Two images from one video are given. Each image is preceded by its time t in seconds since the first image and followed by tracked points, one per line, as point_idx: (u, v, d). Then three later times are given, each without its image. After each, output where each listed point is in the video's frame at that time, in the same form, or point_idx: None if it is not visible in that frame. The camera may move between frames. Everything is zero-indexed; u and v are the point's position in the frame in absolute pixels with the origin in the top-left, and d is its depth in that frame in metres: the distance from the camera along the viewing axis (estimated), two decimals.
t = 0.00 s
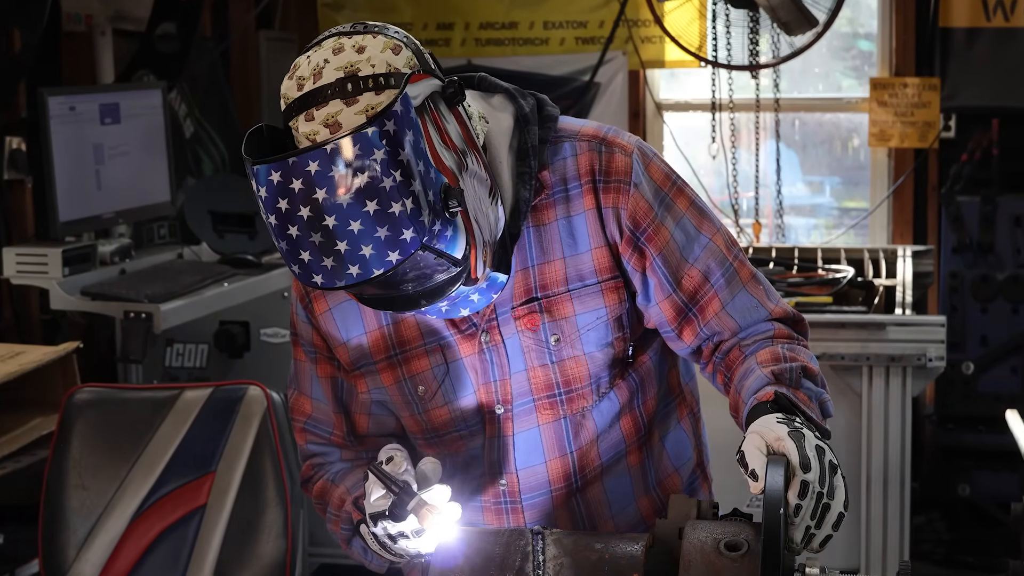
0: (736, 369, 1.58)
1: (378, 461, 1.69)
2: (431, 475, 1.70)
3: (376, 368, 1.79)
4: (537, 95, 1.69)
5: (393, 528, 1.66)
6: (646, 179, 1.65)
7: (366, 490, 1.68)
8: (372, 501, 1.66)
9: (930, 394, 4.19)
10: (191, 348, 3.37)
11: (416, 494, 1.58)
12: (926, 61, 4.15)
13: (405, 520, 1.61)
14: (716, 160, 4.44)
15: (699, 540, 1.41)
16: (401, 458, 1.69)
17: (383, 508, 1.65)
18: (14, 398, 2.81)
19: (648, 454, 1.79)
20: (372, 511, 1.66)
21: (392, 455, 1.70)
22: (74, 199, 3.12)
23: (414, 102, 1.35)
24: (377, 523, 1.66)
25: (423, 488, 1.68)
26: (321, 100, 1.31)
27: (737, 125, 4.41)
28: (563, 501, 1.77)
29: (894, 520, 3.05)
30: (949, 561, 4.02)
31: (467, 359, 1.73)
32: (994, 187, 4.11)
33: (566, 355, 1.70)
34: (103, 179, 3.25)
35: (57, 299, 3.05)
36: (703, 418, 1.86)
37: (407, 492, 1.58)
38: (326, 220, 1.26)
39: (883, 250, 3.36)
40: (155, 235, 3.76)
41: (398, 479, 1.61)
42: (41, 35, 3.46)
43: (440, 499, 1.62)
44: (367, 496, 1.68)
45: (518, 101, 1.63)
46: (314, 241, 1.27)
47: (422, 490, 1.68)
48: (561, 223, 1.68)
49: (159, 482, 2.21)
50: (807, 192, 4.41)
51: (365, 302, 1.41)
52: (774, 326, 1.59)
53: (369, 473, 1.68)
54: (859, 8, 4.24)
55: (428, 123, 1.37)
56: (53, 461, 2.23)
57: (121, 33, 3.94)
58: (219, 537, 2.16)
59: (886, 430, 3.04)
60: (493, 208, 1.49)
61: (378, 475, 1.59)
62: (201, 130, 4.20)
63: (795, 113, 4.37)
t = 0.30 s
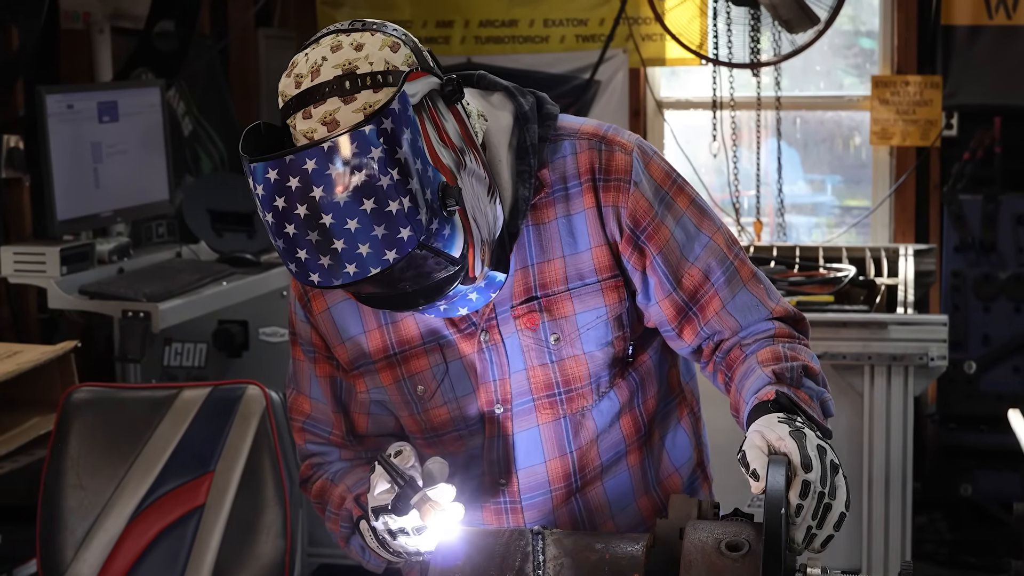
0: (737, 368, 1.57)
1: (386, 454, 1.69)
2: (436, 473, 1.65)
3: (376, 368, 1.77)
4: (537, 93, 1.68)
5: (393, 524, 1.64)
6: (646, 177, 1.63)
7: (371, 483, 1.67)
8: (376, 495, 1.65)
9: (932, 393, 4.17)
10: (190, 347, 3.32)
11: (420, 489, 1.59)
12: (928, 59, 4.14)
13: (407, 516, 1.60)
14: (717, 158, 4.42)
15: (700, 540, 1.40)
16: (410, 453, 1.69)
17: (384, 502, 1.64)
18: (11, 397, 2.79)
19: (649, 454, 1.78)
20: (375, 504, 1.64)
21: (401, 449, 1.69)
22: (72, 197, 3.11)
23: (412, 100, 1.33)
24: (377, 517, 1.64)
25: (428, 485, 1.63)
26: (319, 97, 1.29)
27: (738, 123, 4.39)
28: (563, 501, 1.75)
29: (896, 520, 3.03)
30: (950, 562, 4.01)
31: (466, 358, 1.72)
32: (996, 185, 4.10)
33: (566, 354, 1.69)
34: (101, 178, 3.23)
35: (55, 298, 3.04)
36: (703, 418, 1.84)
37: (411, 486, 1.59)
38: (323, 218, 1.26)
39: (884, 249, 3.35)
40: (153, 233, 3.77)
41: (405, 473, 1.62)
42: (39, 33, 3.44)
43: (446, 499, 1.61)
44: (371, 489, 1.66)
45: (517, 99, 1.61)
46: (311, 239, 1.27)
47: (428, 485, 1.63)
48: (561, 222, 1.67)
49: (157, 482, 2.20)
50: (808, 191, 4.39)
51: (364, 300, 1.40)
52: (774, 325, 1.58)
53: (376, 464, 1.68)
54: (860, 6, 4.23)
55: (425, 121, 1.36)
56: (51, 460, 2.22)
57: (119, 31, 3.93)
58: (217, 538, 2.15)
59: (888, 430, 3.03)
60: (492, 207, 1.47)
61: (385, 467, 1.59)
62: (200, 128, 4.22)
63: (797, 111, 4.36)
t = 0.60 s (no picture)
0: (738, 368, 1.57)
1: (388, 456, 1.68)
2: (439, 475, 1.61)
3: (375, 368, 1.76)
4: (536, 92, 1.67)
5: (394, 525, 1.62)
6: (646, 175, 1.62)
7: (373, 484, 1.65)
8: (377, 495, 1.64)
9: (934, 392, 4.16)
10: (189, 346, 3.32)
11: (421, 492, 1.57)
12: (930, 56, 4.12)
13: (407, 517, 1.59)
14: (718, 156, 4.41)
15: (700, 540, 1.39)
16: (412, 455, 1.68)
17: (386, 503, 1.62)
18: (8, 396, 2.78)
19: (649, 453, 1.76)
20: (376, 504, 1.62)
21: (403, 450, 1.68)
22: (70, 196, 3.09)
23: (408, 99, 1.32)
24: (378, 518, 1.63)
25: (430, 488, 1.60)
26: (315, 96, 1.28)
27: (739, 121, 4.38)
28: (562, 501, 1.74)
29: (898, 520, 3.02)
30: (952, 561, 4.00)
31: (466, 357, 1.70)
32: (998, 184, 4.10)
33: (565, 353, 1.68)
34: (99, 176, 3.22)
35: (53, 297, 3.02)
36: (703, 417, 1.83)
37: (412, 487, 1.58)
38: (319, 218, 1.25)
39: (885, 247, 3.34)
40: (150, 232, 3.76)
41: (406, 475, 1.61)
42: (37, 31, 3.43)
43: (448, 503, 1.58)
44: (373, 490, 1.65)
45: (516, 98, 1.60)
46: (306, 239, 1.26)
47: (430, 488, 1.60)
48: (561, 221, 1.66)
49: (155, 482, 2.19)
50: (810, 190, 4.38)
51: (363, 299, 1.39)
52: (775, 325, 1.57)
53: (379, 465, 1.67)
54: (862, 3, 4.22)
55: (422, 119, 1.34)
56: (49, 460, 2.21)
57: (117, 28, 3.91)
58: (216, 537, 2.14)
59: (890, 429, 3.02)
60: (489, 206, 1.46)
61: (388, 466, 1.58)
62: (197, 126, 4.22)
63: (798, 109, 4.34)
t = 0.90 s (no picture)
0: (739, 367, 1.56)
1: (390, 455, 1.65)
2: (441, 476, 1.63)
3: (375, 368, 1.74)
4: (536, 90, 1.66)
5: (394, 525, 1.61)
6: (647, 174, 1.61)
7: (374, 484, 1.65)
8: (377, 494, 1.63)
9: (935, 391, 4.15)
10: (188, 345, 3.34)
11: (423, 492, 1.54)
12: (932, 54, 4.11)
13: (408, 517, 1.57)
14: (719, 155, 4.40)
15: (701, 540, 1.38)
16: (415, 454, 1.65)
17: (386, 503, 1.61)
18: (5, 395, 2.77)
19: (649, 453, 1.75)
20: (376, 504, 1.61)
21: (405, 450, 1.66)
22: (68, 194, 3.08)
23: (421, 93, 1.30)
24: (378, 518, 1.61)
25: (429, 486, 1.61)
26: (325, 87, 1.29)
27: (740, 120, 4.36)
28: (562, 501, 1.73)
29: (899, 520, 3.01)
30: (955, 562, 3.98)
31: (465, 357, 1.69)
32: (1001, 182, 4.09)
33: (565, 353, 1.67)
34: (97, 175, 3.21)
35: (51, 296, 3.01)
36: (704, 417, 1.82)
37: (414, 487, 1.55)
38: (330, 209, 1.25)
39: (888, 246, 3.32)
40: (149, 231, 3.76)
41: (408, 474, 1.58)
42: (35, 29, 3.42)
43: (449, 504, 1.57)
44: (374, 488, 1.63)
45: (516, 96, 1.59)
46: (316, 229, 1.26)
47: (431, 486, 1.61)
48: (561, 220, 1.65)
49: (154, 482, 2.18)
50: (811, 188, 4.37)
51: (365, 295, 1.38)
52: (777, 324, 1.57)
53: (381, 463, 1.64)
54: (864, 1, 4.20)
55: (435, 114, 1.31)
56: (47, 460, 2.20)
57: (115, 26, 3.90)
58: (214, 538, 2.13)
59: (892, 429, 3.01)
60: (492, 204, 1.45)
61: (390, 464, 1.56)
62: (196, 124, 4.21)
63: (799, 107, 4.32)
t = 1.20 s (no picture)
0: (740, 367, 1.54)
1: (389, 455, 1.64)
2: (440, 478, 1.59)
3: (374, 366, 1.73)
4: (537, 88, 1.65)
5: (394, 526, 1.59)
6: (648, 173, 1.60)
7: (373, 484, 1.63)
8: (376, 494, 1.61)
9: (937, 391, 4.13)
10: (186, 344, 3.34)
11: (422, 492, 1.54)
12: (933, 51, 4.10)
13: (407, 517, 1.56)
14: (720, 153, 4.39)
15: (702, 540, 1.36)
16: (414, 455, 1.64)
17: (385, 503, 1.59)
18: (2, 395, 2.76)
19: (649, 454, 1.74)
20: (375, 505, 1.60)
21: (404, 451, 1.64)
22: (66, 193, 3.07)
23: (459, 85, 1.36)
24: (377, 519, 1.60)
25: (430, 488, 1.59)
26: (357, 71, 1.32)
27: (741, 118, 4.35)
28: (562, 500, 1.72)
29: (901, 520, 3.00)
30: (957, 562, 3.97)
31: (465, 355, 1.67)
32: (1003, 180, 4.08)
33: (565, 352, 1.65)
34: (95, 173, 3.20)
35: (49, 294, 3.00)
36: (705, 417, 1.81)
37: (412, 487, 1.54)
38: (364, 191, 1.30)
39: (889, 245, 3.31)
40: (148, 230, 3.75)
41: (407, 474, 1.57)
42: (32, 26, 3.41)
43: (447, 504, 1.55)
44: (374, 489, 1.62)
45: (516, 93, 1.59)
46: (346, 211, 1.31)
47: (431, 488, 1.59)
48: (562, 218, 1.63)
49: (152, 482, 2.17)
50: (813, 186, 4.35)
51: (367, 284, 1.39)
52: (778, 323, 1.56)
53: (380, 464, 1.63)
54: None
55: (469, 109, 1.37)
56: (45, 459, 2.19)
57: (113, 24, 3.89)
58: (213, 538, 2.11)
59: (893, 428, 3.00)
60: (498, 203, 1.46)
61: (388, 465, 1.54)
62: (195, 123, 4.20)
63: (801, 105, 4.31)
